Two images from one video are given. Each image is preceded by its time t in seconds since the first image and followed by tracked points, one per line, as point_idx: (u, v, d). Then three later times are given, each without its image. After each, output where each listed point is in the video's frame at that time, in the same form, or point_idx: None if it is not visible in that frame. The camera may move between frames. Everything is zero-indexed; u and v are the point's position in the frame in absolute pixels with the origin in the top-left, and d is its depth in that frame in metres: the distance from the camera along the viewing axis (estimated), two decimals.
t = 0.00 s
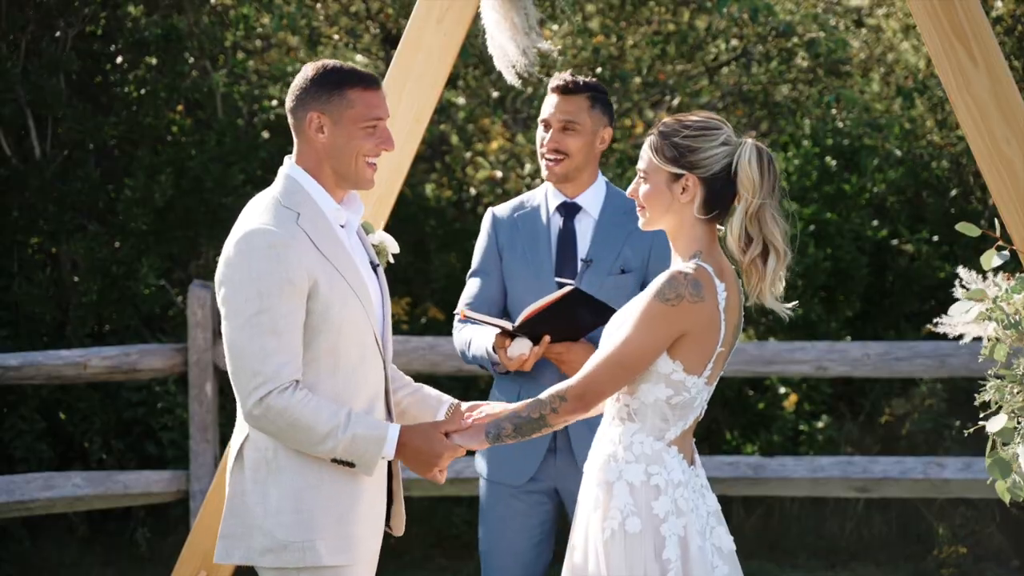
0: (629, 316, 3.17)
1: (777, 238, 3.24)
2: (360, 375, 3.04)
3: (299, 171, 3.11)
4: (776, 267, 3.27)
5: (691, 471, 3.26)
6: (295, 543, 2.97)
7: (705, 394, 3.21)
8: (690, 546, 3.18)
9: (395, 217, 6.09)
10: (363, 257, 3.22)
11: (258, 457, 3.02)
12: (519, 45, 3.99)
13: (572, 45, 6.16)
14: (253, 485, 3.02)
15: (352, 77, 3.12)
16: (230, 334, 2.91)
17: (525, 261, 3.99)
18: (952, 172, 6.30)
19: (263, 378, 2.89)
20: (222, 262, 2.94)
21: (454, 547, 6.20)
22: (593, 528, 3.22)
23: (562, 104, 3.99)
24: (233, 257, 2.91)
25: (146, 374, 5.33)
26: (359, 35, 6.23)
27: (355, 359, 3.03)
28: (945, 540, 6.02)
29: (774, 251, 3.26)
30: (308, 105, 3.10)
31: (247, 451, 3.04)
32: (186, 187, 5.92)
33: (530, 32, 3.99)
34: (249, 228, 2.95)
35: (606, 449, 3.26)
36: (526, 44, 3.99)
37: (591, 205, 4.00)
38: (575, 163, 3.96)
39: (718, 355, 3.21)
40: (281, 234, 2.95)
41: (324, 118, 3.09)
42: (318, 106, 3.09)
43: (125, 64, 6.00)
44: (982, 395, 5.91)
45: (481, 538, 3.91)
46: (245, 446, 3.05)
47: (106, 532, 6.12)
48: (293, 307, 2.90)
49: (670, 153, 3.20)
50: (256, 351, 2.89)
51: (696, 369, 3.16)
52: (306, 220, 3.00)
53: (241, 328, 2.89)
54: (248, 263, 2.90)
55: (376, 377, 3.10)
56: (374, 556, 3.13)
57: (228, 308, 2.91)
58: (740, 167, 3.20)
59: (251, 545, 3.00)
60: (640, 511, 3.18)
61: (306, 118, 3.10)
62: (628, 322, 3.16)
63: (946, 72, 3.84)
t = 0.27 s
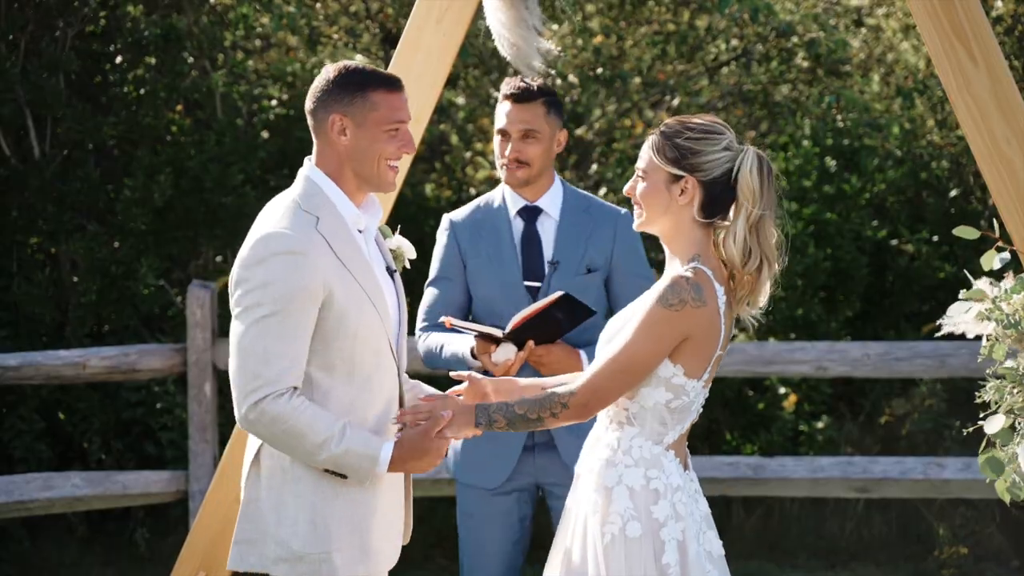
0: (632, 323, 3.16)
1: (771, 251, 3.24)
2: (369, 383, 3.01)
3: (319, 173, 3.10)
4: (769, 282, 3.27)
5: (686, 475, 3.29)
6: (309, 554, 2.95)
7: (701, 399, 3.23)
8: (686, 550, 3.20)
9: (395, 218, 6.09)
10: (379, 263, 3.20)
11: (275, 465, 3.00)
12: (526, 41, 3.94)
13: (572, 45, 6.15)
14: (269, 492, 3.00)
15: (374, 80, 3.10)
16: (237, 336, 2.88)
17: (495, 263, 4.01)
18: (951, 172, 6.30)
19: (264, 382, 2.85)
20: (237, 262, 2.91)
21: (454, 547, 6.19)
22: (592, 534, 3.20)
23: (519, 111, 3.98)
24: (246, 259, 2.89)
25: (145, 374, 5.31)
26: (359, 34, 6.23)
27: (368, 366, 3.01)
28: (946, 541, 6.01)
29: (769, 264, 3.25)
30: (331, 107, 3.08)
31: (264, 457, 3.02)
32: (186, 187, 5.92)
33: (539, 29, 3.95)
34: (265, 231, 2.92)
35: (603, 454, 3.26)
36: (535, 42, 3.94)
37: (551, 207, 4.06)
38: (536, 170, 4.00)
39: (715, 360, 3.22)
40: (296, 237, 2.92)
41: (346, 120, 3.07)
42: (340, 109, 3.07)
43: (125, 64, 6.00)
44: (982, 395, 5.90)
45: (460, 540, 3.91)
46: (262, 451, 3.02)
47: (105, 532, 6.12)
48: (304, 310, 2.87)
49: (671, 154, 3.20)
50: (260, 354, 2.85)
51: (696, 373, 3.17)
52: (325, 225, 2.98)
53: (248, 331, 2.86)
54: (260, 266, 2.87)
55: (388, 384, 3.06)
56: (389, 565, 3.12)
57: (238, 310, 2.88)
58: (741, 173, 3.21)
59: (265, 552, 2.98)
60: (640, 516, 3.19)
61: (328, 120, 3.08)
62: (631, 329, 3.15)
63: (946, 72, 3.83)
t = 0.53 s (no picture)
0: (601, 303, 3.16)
1: (759, 244, 3.31)
2: (382, 392, 2.91)
3: (350, 175, 2.98)
4: (766, 273, 3.34)
5: (669, 472, 3.32)
6: (318, 562, 2.90)
7: (676, 391, 3.29)
8: (676, 545, 3.22)
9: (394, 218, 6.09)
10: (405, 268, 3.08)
11: (288, 468, 2.93)
12: (526, 38, 3.92)
13: (571, 45, 6.13)
14: (280, 495, 2.93)
15: (415, 83, 3.00)
16: (254, 333, 2.76)
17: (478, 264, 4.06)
18: (951, 172, 6.32)
19: (272, 380, 2.73)
20: (266, 259, 2.80)
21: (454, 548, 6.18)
22: (586, 538, 3.19)
23: (479, 119, 4.08)
24: (274, 256, 2.78)
25: (144, 374, 5.31)
26: (358, 35, 6.09)
27: (384, 374, 2.91)
28: (945, 541, 6.02)
29: (760, 259, 3.32)
30: (367, 111, 2.98)
31: (276, 458, 2.94)
32: (185, 187, 5.91)
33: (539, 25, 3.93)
34: (297, 230, 2.81)
35: (587, 457, 3.27)
36: (536, 38, 3.92)
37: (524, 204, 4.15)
38: (504, 172, 4.11)
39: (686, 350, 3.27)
40: (327, 239, 2.81)
41: (384, 124, 2.97)
42: (378, 112, 2.97)
43: (124, 64, 6.00)
44: (983, 396, 5.91)
45: (447, 537, 4.01)
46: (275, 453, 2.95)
47: (104, 532, 6.11)
48: (328, 315, 2.77)
49: (641, 148, 3.24)
50: (275, 354, 2.73)
51: (670, 365, 3.23)
52: (358, 231, 2.88)
53: (267, 330, 2.74)
54: (287, 265, 2.77)
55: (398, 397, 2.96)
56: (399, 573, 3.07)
57: (260, 307, 2.77)
58: (711, 172, 3.26)
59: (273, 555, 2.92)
60: (632, 514, 3.19)
61: (364, 122, 2.97)
62: (599, 309, 3.15)
63: (946, 72, 3.82)
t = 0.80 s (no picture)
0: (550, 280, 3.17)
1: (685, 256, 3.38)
2: (411, 403, 2.85)
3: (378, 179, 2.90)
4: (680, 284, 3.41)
5: (627, 465, 3.32)
6: (333, 566, 2.84)
7: (627, 383, 3.32)
8: (638, 536, 3.20)
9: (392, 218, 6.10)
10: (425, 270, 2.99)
11: (304, 469, 2.87)
12: (526, 34, 3.70)
13: (571, 45, 6.15)
14: (294, 496, 2.88)
15: (453, 92, 2.87)
16: (298, 348, 2.68)
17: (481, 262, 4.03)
18: (949, 172, 6.36)
19: (320, 395, 2.66)
20: (302, 270, 2.71)
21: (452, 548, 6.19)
22: (547, 535, 3.18)
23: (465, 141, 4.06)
24: (311, 267, 2.69)
25: (144, 374, 5.31)
26: (356, 35, 6.18)
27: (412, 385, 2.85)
28: (943, 540, 6.04)
29: (682, 270, 3.39)
30: (402, 119, 2.86)
31: (292, 459, 2.89)
32: (185, 187, 5.92)
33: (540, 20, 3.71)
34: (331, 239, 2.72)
35: (544, 455, 3.25)
36: (537, 34, 3.70)
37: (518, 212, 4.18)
38: (494, 188, 4.13)
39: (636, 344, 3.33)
40: (365, 246, 2.72)
41: (420, 134, 2.86)
42: (413, 120, 2.85)
43: (124, 64, 6.01)
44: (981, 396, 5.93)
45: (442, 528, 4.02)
46: (290, 454, 2.89)
47: (103, 532, 6.11)
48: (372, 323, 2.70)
49: (595, 144, 3.27)
50: (323, 367, 2.65)
51: (623, 359, 3.27)
52: (392, 242, 2.80)
53: (313, 342, 2.66)
54: (326, 275, 2.67)
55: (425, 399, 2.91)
56: None
57: (301, 319, 2.68)
58: (661, 175, 3.31)
59: (286, 557, 2.88)
60: (592, 509, 3.18)
61: (397, 129, 2.86)
62: (548, 284, 3.17)
63: (944, 72, 3.79)
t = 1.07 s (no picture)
0: (516, 274, 3.09)
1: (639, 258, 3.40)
2: (429, 398, 3.00)
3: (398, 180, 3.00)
4: (637, 289, 3.41)
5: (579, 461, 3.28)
6: (346, 563, 2.96)
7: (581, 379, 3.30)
8: (591, 529, 3.20)
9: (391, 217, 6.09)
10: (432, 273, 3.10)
11: (315, 470, 2.99)
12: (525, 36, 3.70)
13: (571, 45, 6.14)
14: (306, 496, 2.99)
15: (482, 101, 2.98)
16: (338, 357, 2.78)
17: (474, 270, 4.12)
18: (950, 172, 6.35)
19: (369, 401, 2.77)
20: (333, 280, 2.80)
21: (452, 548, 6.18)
22: (502, 529, 3.14)
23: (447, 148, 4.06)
24: (342, 276, 2.79)
25: (144, 374, 5.30)
26: (356, 34, 6.18)
27: (427, 382, 3.00)
28: (944, 540, 6.02)
29: (637, 272, 3.40)
30: (433, 131, 2.96)
31: (305, 460, 3.01)
32: (184, 187, 5.91)
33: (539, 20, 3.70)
34: (356, 246, 2.80)
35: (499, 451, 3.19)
36: (536, 35, 3.69)
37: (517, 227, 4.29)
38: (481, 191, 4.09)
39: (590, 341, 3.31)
40: (392, 250, 2.83)
41: (450, 147, 2.97)
42: (444, 133, 2.96)
43: (123, 64, 5.99)
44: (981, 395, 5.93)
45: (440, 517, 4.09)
46: (300, 455, 3.01)
47: (103, 532, 6.11)
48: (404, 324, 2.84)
49: (552, 141, 3.26)
50: (366, 372, 2.77)
51: (580, 356, 3.23)
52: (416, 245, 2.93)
53: (354, 350, 2.77)
54: (355, 282, 2.78)
55: (441, 393, 3.06)
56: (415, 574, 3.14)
57: (337, 328, 2.78)
58: (614, 179, 3.34)
59: (297, 555, 2.99)
60: (549, 503, 3.15)
61: (427, 136, 2.96)
62: (516, 278, 3.09)
63: (945, 72, 3.72)
